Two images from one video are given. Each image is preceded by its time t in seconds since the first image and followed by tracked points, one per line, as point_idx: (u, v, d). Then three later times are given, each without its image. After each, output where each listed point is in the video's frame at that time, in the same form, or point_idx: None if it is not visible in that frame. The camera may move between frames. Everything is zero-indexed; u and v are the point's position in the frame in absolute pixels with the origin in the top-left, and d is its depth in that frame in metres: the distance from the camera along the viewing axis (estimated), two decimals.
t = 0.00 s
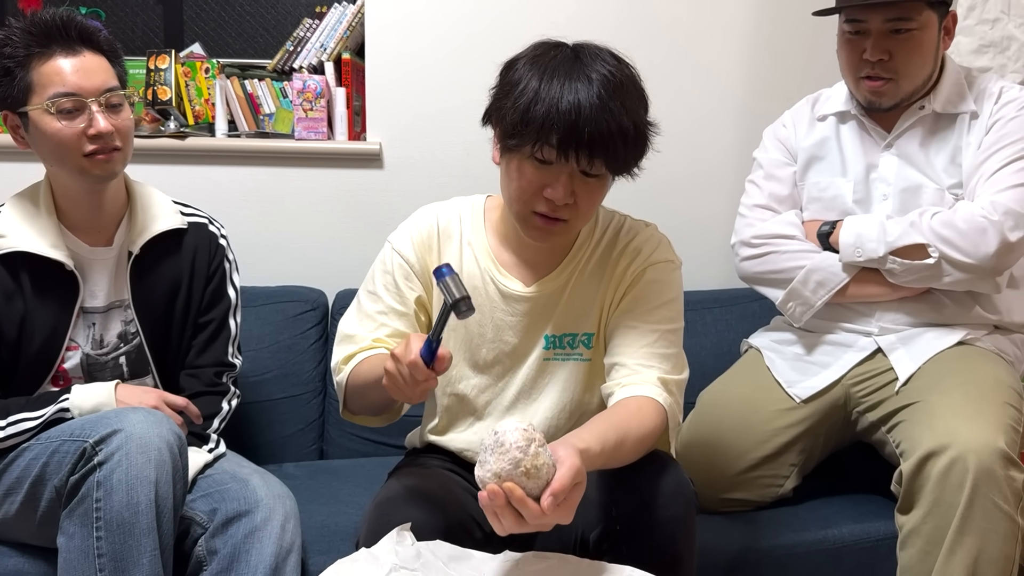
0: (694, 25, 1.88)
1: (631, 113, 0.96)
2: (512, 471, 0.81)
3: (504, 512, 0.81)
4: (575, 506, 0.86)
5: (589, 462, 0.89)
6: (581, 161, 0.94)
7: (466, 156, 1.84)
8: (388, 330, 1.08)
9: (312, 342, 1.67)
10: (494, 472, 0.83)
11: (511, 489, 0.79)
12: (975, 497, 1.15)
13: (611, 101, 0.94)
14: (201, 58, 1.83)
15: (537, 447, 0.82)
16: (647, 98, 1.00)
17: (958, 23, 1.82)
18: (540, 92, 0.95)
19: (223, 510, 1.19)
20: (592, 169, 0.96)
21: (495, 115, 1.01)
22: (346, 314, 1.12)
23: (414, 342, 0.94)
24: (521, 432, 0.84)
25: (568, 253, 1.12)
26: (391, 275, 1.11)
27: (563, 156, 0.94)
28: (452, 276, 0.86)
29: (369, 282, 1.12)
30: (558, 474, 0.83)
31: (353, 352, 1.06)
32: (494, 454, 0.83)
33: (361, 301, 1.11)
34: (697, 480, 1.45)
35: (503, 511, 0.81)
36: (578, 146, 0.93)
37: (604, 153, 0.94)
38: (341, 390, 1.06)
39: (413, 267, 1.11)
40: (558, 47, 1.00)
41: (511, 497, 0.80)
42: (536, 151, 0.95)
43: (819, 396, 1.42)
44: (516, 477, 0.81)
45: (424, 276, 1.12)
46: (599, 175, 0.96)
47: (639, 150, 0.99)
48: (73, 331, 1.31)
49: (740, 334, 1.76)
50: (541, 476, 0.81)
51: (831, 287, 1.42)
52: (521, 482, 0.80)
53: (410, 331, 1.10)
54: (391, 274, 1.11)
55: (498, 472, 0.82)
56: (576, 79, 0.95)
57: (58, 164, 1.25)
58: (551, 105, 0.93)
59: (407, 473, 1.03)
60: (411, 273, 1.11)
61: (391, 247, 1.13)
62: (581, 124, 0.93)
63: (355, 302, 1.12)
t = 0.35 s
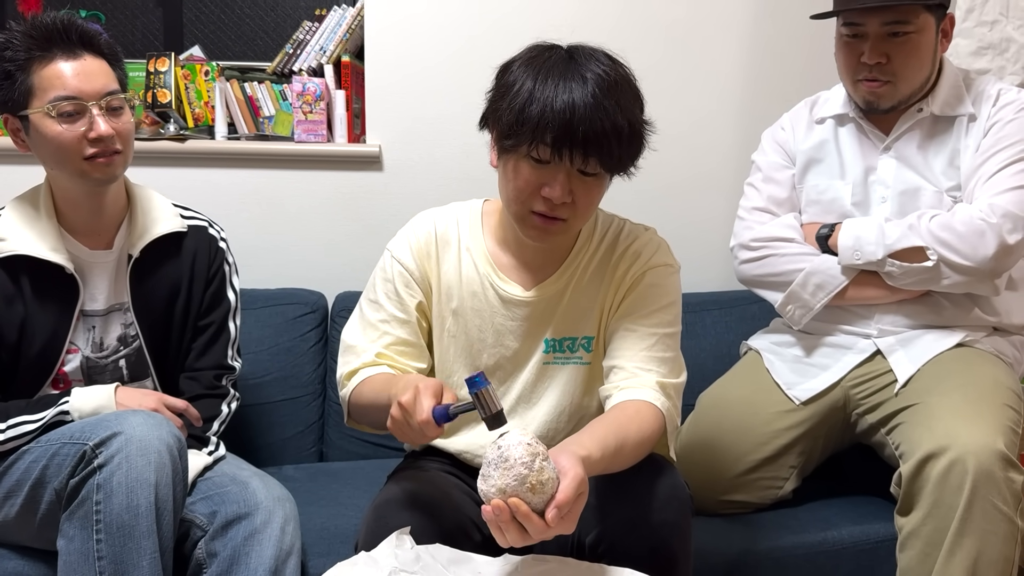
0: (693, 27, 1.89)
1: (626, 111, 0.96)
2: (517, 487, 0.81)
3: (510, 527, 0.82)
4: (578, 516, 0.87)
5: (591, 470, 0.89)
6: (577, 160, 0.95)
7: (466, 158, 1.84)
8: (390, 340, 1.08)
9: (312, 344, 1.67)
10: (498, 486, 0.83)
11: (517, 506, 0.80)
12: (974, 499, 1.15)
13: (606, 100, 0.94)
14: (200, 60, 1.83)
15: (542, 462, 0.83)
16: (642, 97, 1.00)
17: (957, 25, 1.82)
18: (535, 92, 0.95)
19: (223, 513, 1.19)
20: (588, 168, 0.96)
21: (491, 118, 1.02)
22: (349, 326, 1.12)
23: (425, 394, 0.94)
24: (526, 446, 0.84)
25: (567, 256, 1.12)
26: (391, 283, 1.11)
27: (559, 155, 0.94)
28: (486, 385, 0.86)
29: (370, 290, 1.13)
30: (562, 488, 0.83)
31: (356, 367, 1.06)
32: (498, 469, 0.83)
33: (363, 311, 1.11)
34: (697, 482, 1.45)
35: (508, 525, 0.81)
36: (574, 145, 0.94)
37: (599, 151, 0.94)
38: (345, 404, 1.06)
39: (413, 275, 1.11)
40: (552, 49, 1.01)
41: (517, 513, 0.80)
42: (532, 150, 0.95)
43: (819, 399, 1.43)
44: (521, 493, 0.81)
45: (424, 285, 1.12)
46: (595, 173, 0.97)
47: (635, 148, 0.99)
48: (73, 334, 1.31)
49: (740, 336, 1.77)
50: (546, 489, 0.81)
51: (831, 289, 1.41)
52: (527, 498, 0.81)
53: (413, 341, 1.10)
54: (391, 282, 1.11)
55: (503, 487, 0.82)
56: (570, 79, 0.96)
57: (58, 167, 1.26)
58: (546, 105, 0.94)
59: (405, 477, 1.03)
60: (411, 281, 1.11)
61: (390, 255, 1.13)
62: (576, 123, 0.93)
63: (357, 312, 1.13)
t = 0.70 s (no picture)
0: (692, 30, 1.89)
1: (628, 114, 0.97)
2: (511, 500, 0.81)
3: (506, 540, 0.82)
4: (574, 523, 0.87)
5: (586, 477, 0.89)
6: (579, 162, 0.95)
7: (465, 161, 1.84)
8: (389, 342, 1.08)
9: (311, 347, 1.67)
10: (492, 499, 0.83)
11: (512, 520, 0.80)
12: (973, 501, 1.15)
13: (609, 103, 0.95)
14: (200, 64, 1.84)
15: (535, 473, 0.83)
16: (644, 103, 1.01)
17: (955, 28, 1.82)
18: (537, 94, 0.96)
19: (221, 516, 1.19)
20: (590, 170, 0.96)
21: (494, 121, 1.02)
22: (348, 330, 1.12)
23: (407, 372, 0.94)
24: (518, 458, 0.84)
25: (568, 259, 1.13)
26: (391, 285, 1.11)
27: (561, 156, 0.94)
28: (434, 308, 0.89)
29: (370, 291, 1.13)
30: (556, 497, 0.83)
31: (353, 368, 1.06)
32: (492, 483, 0.84)
33: (362, 312, 1.11)
34: (696, 485, 1.46)
35: (504, 538, 0.82)
36: (576, 147, 0.94)
37: (602, 154, 0.95)
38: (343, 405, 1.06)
39: (413, 278, 1.11)
40: (555, 52, 1.01)
41: (512, 526, 0.81)
42: (534, 152, 0.95)
43: (817, 401, 1.43)
44: (515, 506, 0.81)
45: (424, 287, 1.12)
46: (597, 176, 0.97)
47: (637, 152, 0.99)
48: (72, 337, 1.31)
49: (739, 339, 1.77)
50: (540, 501, 0.81)
51: (830, 292, 1.42)
52: (521, 510, 0.81)
53: (412, 342, 1.10)
54: (391, 284, 1.11)
55: (497, 500, 0.83)
56: (573, 81, 0.96)
57: (58, 171, 1.26)
58: (549, 107, 0.94)
59: (404, 479, 1.03)
60: (411, 284, 1.11)
61: (390, 257, 1.13)
62: (579, 125, 0.93)
63: (357, 314, 1.13)
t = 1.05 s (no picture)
0: (692, 35, 1.90)
1: (628, 117, 0.97)
2: (509, 503, 0.82)
3: (503, 543, 0.82)
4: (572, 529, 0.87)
5: (584, 482, 0.89)
6: (579, 164, 0.95)
7: (465, 166, 1.85)
8: (388, 344, 1.08)
9: (312, 351, 1.67)
10: (490, 503, 0.84)
11: (509, 522, 0.80)
12: (973, 505, 1.15)
13: (609, 105, 0.95)
14: (201, 69, 1.84)
15: (532, 475, 0.83)
16: (643, 105, 1.01)
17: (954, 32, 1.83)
18: (537, 97, 0.96)
19: (223, 521, 1.19)
20: (590, 172, 0.96)
21: (494, 124, 1.02)
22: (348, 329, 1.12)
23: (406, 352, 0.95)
24: (516, 461, 0.84)
25: (568, 263, 1.13)
26: (391, 288, 1.11)
27: (561, 158, 0.95)
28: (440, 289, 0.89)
29: (370, 294, 1.13)
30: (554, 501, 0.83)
31: (352, 365, 1.07)
32: (489, 486, 0.84)
33: (361, 315, 1.12)
34: (697, 488, 1.45)
35: (502, 541, 0.82)
36: (576, 149, 0.94)
37: (601, 155, 0.95)
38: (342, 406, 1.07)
39: (413, 280, 1.11)
40: (555, 55, 1.01)
41: (510, 528, 0.80)
42: (533, 154, 0.96)
43: (817, 405, 1.43)
44: (512, 508, 0.81)
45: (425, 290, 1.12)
46: (597, 179, 0.97)
47: (636, 154, 1.00)
48: (74, 342, 1.31)
49: (739, 342, 1.77)
50: (537, 504, 0.82)
51: (829, 297, 1.42)
52: (518, 512, 0.81)
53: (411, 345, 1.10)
54: (391, 287, 1.11)
55: (495, 504, 0.83)
56: (573, 84, 0.96)
57: (60, 175, 1.26)
58: (549, 110, 0.94)
59: (404, 484, 1.04)
60: (410, 286, 1.11)
61: (390, 260, 1.13)
62: (579, 127, 0.93)
63: (355, 317, 1.13)
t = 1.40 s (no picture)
0: (692, 36, 1.90)
1: (627, 107, 0.97)
2: (510, 511, 0.82)
3: (506, 551, 0.82)
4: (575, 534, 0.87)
5: (586, 488, 0.89)
6: (578, 153, 0.95)
7: (466, 167, 1.85)
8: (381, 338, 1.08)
9: (313, 354, 1.67)
10: (492, 511, 0.84)
11: (511, 531, 0.80)
12: (976, 505, 1.15)
13: (608, 94, 0.95)
14: (201, 71, 1.84)
15: (534, 484, 0.83)
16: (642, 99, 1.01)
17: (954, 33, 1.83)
18: (536, 89, 0.96)
19: (225, 523, 1.19)
20: (589, 162, 0.96)
21: (493, 119, 1.02)
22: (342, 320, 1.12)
23: (387, 323, 0.95)
24: (518, 470, 0.84)
25: (569, 262, 1.13)
26: (388, 285, 1.11)
27: (561, 148, 0.94)
28: (459, 297, 1.00)
29: (368, 291, 1.13)
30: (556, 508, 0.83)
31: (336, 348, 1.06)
32: (492, 494, 0.84)
33: (359, 311, 1.12)
34: (698, 489, 1.45)
35: (504, 550, 0.82)
36: (576, 138, 0.94)
37: (601, 145, 0.95)
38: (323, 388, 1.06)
39: (411, 279, 1.11)
40: (553, 51, 1.02)
41: (512, 537, 0.81)
42: (533, 144, 0.96)
43: (820, 406, 1.43)
44: (514, 517, 0.81)
45: (422, 289, 1.12)
46: (597, 169, 0.97)
47: (636, 146, 1.00)
48: (74, 343, 1.31)
49: (740, 344, 1.77)
50: (539, 513, 0.82)
51: (831, 297, 1.42)
52: (520, 521, 0.81)
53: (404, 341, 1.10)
54: (388, 283, 1.11)
55: (496, 512, 0.83)
56: (571, 76, 0.97)
57: (59, 176, 1.26)
58: (548, 101, 0.95)
59: (405, 485, 1.04)
60: (408, 284, 1.11)
61: (388, 257, 1.13)
62: (578, 116, 0.93)
63: (352, 311, 1.13)
